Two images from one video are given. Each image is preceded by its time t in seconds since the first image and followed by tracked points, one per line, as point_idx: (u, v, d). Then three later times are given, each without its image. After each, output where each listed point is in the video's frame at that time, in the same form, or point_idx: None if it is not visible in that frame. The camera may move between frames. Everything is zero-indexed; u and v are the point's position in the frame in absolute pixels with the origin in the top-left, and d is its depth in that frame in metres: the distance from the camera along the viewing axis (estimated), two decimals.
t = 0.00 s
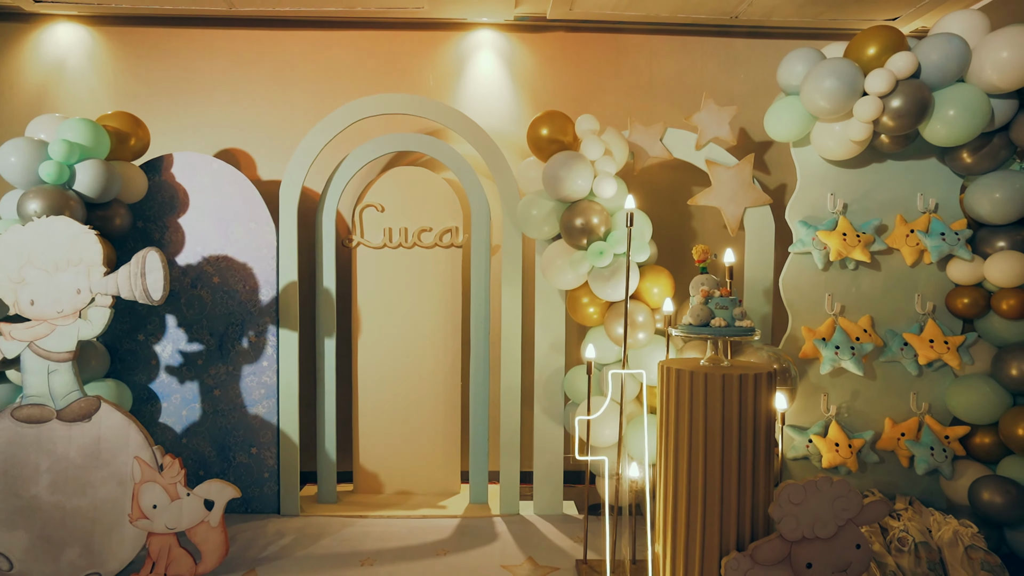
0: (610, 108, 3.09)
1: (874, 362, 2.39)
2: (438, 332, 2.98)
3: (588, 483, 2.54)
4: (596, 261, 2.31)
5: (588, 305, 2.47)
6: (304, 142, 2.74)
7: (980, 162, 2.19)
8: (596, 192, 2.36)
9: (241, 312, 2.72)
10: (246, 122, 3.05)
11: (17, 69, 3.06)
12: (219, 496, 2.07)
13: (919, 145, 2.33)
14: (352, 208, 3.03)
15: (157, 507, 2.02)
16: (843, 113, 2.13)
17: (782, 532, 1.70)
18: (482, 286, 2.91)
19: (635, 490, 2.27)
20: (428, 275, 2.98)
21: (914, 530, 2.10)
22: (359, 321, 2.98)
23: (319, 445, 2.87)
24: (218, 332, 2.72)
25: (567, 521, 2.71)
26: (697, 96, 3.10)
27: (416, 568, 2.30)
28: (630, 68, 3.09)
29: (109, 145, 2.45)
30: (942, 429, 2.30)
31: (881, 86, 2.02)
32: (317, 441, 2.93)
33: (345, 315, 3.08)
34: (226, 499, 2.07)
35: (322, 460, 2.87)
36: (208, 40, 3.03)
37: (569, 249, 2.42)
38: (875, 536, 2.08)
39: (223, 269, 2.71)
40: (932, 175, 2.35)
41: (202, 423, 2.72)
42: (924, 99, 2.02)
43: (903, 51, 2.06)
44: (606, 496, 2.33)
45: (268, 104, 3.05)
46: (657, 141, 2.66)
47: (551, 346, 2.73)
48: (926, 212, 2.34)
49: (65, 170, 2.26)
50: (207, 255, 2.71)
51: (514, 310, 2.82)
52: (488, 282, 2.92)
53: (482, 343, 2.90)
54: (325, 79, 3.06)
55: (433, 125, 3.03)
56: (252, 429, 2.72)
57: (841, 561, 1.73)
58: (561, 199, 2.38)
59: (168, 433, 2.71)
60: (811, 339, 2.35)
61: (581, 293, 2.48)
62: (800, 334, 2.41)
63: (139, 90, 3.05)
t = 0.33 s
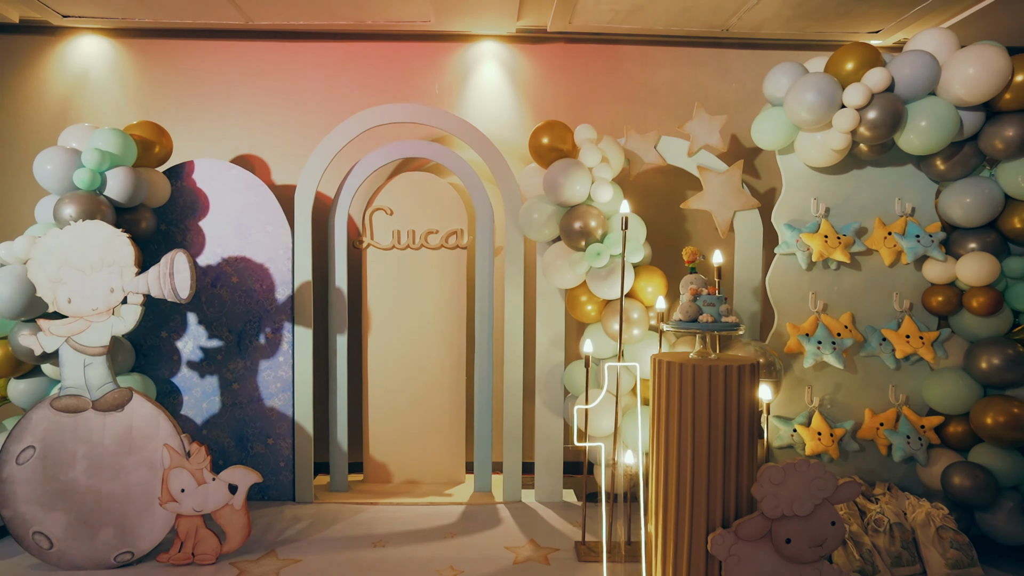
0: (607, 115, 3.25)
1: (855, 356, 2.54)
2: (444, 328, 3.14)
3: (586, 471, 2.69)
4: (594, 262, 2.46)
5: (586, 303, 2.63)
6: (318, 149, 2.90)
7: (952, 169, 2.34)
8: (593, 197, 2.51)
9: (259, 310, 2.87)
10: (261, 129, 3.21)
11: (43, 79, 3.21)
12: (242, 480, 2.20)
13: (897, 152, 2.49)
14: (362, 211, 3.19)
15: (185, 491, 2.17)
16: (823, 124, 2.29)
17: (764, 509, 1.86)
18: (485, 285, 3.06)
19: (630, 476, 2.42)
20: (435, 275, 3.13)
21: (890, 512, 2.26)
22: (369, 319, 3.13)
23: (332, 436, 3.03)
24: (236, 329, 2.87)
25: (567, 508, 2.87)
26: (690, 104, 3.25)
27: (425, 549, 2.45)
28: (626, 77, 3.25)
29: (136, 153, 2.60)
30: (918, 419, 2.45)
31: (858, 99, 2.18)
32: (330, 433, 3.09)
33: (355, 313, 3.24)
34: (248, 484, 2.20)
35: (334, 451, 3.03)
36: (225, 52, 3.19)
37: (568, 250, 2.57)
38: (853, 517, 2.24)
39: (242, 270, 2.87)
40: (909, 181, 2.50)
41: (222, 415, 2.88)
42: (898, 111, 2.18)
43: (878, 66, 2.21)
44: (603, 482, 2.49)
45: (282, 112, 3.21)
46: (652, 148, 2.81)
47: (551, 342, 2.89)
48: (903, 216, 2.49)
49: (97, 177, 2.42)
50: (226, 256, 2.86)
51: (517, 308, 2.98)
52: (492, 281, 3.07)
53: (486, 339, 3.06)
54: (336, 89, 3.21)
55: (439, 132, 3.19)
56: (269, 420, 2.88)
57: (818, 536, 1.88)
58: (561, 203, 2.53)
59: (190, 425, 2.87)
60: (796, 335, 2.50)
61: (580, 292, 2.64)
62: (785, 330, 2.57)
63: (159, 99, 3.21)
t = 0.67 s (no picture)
0: (602, 124, 3.41)
1: (834, 352, 2.71)
2: (447, 327, 3.30)
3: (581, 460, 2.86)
4: (588, 265, 2.63)
5: (581, 302, 2.79)
6: (329, 157, 3.07)
7: (923, 177, 2.51)
8: (588, 203, 2.67)
9: (272, 309, 3.04)
10: (272, 137, 3.38)
11: (65, 90, 3.38)
12: (261, 467, 2.36)
13: (872, 161, 2.65)
14: (369, 216, 3.35)
15: (207, 477, 2.33)
16: (802, 135, 2.45)
17: (742, 491, 2.03)
18: (486, 286, 3.22)
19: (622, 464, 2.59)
20: (439, 276, 3.30)
21: (864, 497, 2.42)
22: (376, 318, 3.30)
23: (341, 429, 3.19)
24: (251, 327, 3.04)
25: (563, 496, 3.03)
26: (681, 113, 3.42)
27: (430, 533, 2.61)
28: (620, 88, 3.41)
29: (158, 161, 2.77)
30: (892, 411, 2.62)
31: (833, 113, 2.34)
32: (339, 425, 3.26)
33: (363, 312, 3.40)
34: (265, 470, 2.36)
35: (343, 443, 3.19)
36: (240, 64, 3.37)
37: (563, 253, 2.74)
38: (829, 501, 2.40)
39: (256, 271, 3.03)
40: (884, 187, 2.67)
41: (237, 408, 3.04)
42: (870, 124, 2.35)
43: (852, 82, 2.38)
44: (597, 470, 2.66)
45: (294, 121, 3.38)
46: (643, 156, 2.97)
47: (548, 339, 3.05)
48: (878, 220, 2.66)
49: (124, 185, 2.59)
50: (242, 257, 3.03)
51: (516, 306, 3.15)
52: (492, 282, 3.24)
53: (486, 337, 3.22)
54: (345, 99, 3.38)
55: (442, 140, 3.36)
56: (282, 413, 3.05)
57: (793, 516, 2.04)
58: (557, 208, 2.70)
59: (207, 418, 3.04)
60: (777, 332, 2.64)
61: (575, 292, 2.81)
62: (768, 328, 2.73)
63: (176, 109, 3.38)
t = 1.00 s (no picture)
0: (599, 131, 3.56)
1: (817, 349, 2.86)
2: (449, 325, 3.45)
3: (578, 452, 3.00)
4: (584, 266, 2.80)
5: (578, 302, 2.94)
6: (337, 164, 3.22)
7: (900, 184, 2.66)
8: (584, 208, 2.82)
9: (284, 308, 3.19)
10: (282, 144, 3.53)
11: (84, 99, 3.53)
12: (275, 458, 2.51)
13: (853, 167, 2.80)
14: (375, 219, 3.50)
15: (224, 466, 2.48)
16: (785, 144, 2.60)
17: (726, 478, 2.18)
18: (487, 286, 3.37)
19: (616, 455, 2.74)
20: (442, 277, 3.45)
21: (844, 485, 2.57)
22: (382, 317, 3.45)
23: (348, 423, 3.34)
24: (263, 325, 3.19)
25: (561, 486, 3.18)
26: (674, 121, 3.57)
27: (435, 519, 2.76)
28: (616, 96, 3.56)
29: (176, 168, 2.92)
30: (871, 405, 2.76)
31: (814, 124, 2.49)
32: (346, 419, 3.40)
33: (369, 311, 3.55)
34: (279, 459, 2.49)
35: (351, 436, 3.34)
36: (251, 74, 3.52)
37: (560, 255, 2.89)
38: (810, 489, 2.55)
39: (268, 272, 3.19)
40: (864, 193, 2.82)
41: (250, 403, 3.19)
42: (848, 134, 2.50)
43: (831, 95, 2.53)
44: (592, 460, 2.80)
45: (302, 129, 3.53)
46: (637, 163, 3.11)
47: (546, 337, 3.20)
48: (859, 224, 2.80)
49: (145, 191, 2.74)
50: (254, 259, 3.18)
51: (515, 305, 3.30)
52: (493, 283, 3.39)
53: (487, 336, 3.37)
54: (351, 107, 3.53)
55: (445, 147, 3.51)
56: (292, 407, 3.20)
57: (773, 501, 2.19)
58: (554, 212, 2.85)
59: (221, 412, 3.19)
60: (763, 330, 2.81)
61: (572, 292, 2.96)
62: (755, 326, 2.88)
63: (189, 117, 3.53)
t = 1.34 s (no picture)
0: (594, 136, 3.68)
1: (802, 347, 2.99)
2: (450, 324, 3.57)
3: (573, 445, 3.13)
4: (578, 267, 2.94)
5: (573, 301, 3.06)
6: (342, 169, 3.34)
7: (880, 188, 2.78)
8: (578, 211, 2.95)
9: (290, 308, 3.32)
10: (288, 149, 3.65)
11: (96, 105, 3.65)
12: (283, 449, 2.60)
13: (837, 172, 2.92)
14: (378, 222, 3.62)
15: (235, 458, 2.60)
16: (770, 151, 2.72)
17: (712, 468, 2.30)
18: (486, 286, 3.49)
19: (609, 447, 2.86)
20: (443, 277, 3.57)
21: (827, 476, 2.69)
22: (385, 316, 3.57)
23: (353, 418, 3.46)
24: (271, 324, 3.31)
25: (557, 479, 3.30)
26: (666, 126, 3.69)
27: (436, 510, 2.88)
28: (610, 102, 3.68)
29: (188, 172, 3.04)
30: (854, 400, 2.89)
31: (797, 132, 2.62)
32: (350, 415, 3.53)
33: (373, 310, 3.68)
34: (287, 452, 2.61)
35: (355, 430, 3.46)
36: (258, 81, 3.64)
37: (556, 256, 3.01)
38: (794, 480, 2.67)
39: (275, 273, 3.31)
40: (847, 197, 2.94)
41: (258, 399, 3.32)
42: (829, 142, 2.63)
43: (813, 104, 2.66)
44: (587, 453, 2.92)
45: (308, 134, 3.65)
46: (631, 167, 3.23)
47: (543, 336, 3.32)
48: (842, 227, 2.93)
49: (157, 196, 2.86)
50: (262, 260, 3.31)
51: (514, 305, 3.42)
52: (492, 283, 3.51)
53: (486, 334, 3.49)
54: (355, 113, 3.65)
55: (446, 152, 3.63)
56: (298, 403, 3.32)
57: (756, 490, 2.30)
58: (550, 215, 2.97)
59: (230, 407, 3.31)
60: (751, 329, 2.93)
61: (567, 292, 3.08)
62: (743, 325, 3.00)
63: (198, 123, 3.65)
